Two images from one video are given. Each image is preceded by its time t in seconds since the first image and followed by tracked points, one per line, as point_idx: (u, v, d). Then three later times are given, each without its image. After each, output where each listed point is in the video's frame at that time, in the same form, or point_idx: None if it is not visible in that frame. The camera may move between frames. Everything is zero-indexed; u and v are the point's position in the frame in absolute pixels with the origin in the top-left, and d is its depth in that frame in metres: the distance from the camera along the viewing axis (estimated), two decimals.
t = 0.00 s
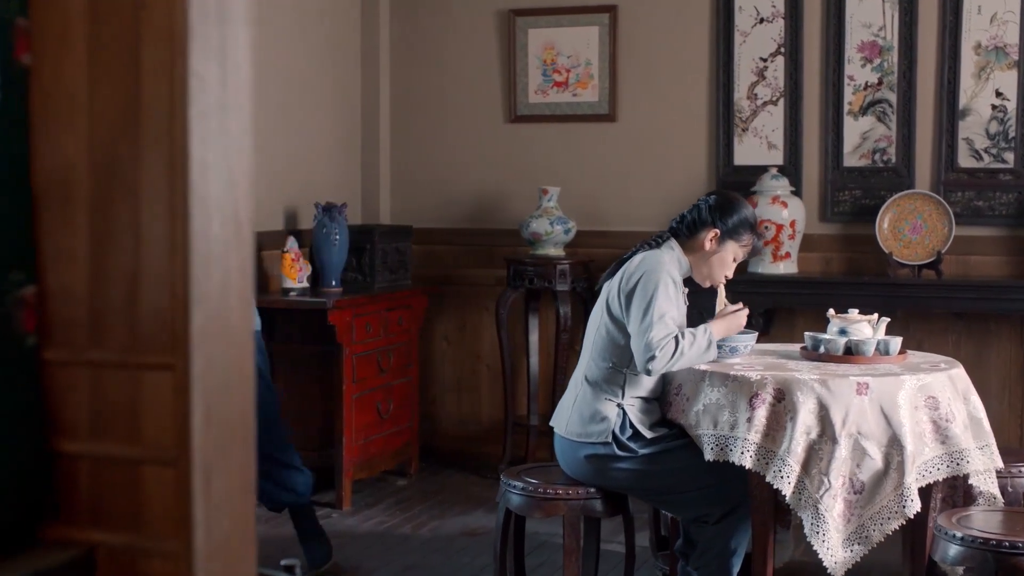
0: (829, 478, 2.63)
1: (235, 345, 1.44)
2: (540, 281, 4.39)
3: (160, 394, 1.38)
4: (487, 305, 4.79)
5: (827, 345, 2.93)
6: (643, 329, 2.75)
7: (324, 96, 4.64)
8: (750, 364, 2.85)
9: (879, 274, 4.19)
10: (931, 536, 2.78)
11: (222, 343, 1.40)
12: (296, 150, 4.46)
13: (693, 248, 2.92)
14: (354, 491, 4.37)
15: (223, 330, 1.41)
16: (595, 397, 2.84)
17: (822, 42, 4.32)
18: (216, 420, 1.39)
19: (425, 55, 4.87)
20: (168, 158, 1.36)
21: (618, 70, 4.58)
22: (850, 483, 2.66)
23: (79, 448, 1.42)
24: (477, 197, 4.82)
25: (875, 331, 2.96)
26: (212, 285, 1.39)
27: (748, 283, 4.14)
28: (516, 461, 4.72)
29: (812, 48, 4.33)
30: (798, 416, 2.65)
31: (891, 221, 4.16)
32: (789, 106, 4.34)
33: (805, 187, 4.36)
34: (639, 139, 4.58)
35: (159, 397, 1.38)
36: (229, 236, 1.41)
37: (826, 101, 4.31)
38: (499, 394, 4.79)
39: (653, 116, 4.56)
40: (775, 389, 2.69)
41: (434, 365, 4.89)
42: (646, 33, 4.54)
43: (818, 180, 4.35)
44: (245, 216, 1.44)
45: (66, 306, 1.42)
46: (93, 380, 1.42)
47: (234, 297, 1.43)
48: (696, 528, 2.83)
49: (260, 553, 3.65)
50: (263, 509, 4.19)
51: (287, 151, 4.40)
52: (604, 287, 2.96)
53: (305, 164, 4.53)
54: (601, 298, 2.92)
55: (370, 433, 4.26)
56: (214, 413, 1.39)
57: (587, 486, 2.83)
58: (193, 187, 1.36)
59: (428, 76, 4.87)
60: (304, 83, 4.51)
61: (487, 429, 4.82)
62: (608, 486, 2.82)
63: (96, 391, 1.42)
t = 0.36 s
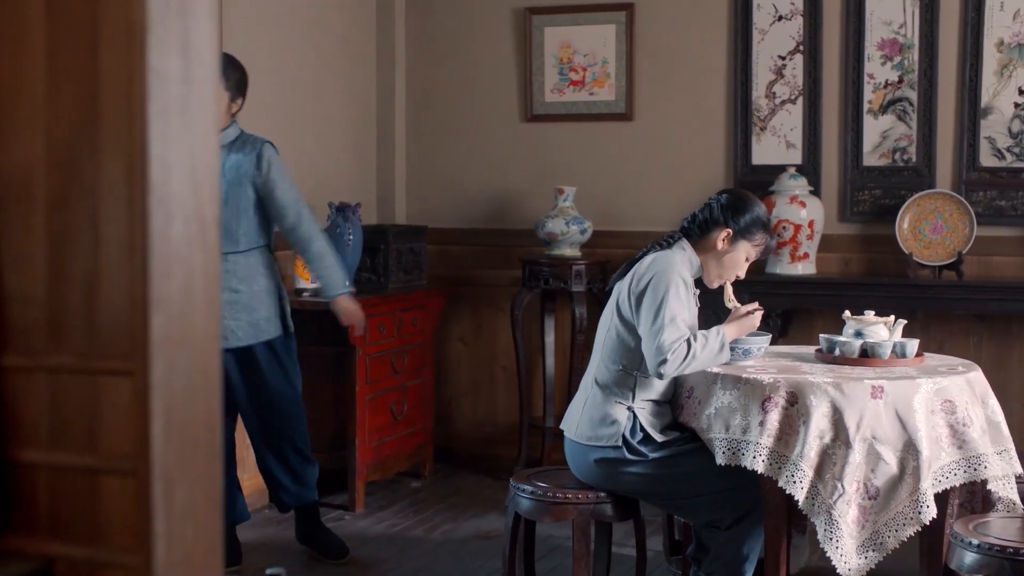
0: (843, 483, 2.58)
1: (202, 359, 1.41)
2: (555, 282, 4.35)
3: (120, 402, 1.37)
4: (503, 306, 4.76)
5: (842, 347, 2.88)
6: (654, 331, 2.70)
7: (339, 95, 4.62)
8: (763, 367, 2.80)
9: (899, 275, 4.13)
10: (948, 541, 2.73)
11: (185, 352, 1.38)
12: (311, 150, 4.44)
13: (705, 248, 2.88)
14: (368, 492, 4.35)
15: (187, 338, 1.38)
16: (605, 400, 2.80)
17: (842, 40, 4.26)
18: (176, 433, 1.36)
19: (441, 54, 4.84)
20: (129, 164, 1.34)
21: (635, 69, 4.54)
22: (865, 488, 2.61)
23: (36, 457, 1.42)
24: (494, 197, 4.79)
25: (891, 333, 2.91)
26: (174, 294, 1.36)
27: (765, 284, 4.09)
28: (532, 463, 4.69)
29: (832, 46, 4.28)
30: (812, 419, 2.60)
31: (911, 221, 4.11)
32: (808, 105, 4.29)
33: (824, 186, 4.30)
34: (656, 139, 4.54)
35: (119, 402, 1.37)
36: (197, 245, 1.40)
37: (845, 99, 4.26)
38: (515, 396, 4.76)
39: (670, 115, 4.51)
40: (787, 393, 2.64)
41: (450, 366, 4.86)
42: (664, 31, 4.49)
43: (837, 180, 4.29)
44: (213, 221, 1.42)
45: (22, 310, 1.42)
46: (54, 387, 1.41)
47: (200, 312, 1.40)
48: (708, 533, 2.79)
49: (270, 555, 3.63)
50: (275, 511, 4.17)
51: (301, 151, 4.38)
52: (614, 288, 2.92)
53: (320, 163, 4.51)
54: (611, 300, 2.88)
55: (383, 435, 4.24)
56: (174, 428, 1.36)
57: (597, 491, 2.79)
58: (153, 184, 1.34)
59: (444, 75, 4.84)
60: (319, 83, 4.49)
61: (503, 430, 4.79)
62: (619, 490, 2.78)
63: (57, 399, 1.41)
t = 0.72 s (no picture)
0: (839, 488, 2.54)
1: (149, 363, 1.29)
2: (554, 284, 4.31)
3: (58, 412, 1.27)
4: (502, 308, 4.72)
5: (839, 351, 2.84)
6: (649, 335, 2.66)
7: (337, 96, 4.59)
8: (759, 371, 2.76)
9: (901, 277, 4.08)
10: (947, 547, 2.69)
11: (127, 359, 1.25)
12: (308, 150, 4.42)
13: (701, 250, 2.84)
14: (365, 496, 4.32)
15: (128, 344, 1.26)
16: (599, 404, 2.75)
17: (843, 39, 4.22)
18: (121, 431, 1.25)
19: (441, 54, 4.80)
20: (65, 158, 1.21)
21: (635, 69, 4.50)
22: (861, 494, 2.57)
23: None
24: (493, 198, 4.75)
25: (890, 336, 2.87)
26: (114, 298, 1.24)
27: (765, 287, 4.05)
28: (531, 466, 4.65)
29: (834, 45, 4.23)
30: (807, 424, 2.56)
31: (913, 222, 4.06)
32: (810, 105, 4.25)
33: (825, 187, 4.26)
34: (656, 139, 4.49)
35: (58, 413, 1.26)
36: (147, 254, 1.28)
37: (847, 100, 4.21)
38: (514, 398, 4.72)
39: (671, 116, 4.47)
40: (783, 397, 2.60)
41: (449, 368, 4.83)
42: (664, 30, 4.45)
43: (839, 180, 4.25)
44: (160, 220, 1.29)
45: None
46: None
47: (144, 316, 1.28)
48: (703, 538, 2.75)
49: (264, 559, 3.60)
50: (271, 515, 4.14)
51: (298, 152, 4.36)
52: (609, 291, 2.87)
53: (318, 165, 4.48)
54: (605, 302, 2.83)
55: (379, 438, 4.21)
56: (115, 436, 1.24)
57: (590, 496, 2.75)
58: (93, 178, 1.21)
59: (444, 76, 4.81)
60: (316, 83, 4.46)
61: (502, 433, 4.75)
62: (612, 495, 2.74)
63: None
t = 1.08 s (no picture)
0: (824, 494, 2.50)
1: (79, 374, 0.85)
2: (543, 286, 4.27)
3: None
4: (492, 310, 4.69)
5: (826, 354, 2.80)
6: (634, 337, 2.61)
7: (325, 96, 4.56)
8: (745, 374, 2.72)
9: (892, 279, 4.05)
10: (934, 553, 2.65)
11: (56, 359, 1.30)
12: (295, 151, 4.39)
13: (687, 254, 2.78)
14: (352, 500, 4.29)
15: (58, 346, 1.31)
16: (582, 408, 2.71)
17: (834, 39, 4.18)
18: (44, 442, 0.81)
19: (431, 54, 4.77)
20: None
21: (625, 70, 4.46)
22: (847, 499, 2.54)
23: None
24: (483, 200, 4.72)
25: (878, 339, 2.83)
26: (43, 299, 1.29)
27: (755, 288, 4.02)
28: (521, 470, 4.62)
29: (825, 46, 4.20)
30: (793, 428, 2.52)
31: (904, 224, 4.03)
32: (801, 106, 4.21)
33: (816, 188, 4.23)
34: (646, 140, 4.46)
35: None
36: (101, 266, 1.01)
37: (837, 100, 4.18)
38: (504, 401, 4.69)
39: (662, 117, 4.44)
40: (768, 401, 2.57)
41: (439, 370, 4.80)
42: (654, 30, 4.42)
43: (830, 181, 4.22)
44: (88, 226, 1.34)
45: None
46: None
47: (76, 319, 0.84)
48: (688, 544, 2.72)
49: (248, 564, 3.57)
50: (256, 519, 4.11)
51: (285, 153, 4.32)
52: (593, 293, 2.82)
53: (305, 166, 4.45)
54: (590, 304, 2.78)
55: (366, 442, 4.18)
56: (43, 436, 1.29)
57: (573, 501, 2.71)
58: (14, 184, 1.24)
59: (433, 77, 4.77)
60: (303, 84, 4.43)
61: (492, 436, 4.71)
62: (596, 500, 2.71)
63: None
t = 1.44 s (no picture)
0: (803, 499, 2.47)
1: None
2: (526, 288, 4.23)
3: None
4: (476, 313, 4.66)
5: (807, 357, 2.77)
6: (612, 340, 2.57)
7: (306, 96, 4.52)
8: (723, 378, 2.69)
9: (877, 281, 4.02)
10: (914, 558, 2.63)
11: None
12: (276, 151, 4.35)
13: (667, 256, 2.71)
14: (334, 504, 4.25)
15: None
16: (561, 412, 2.67)
17: (819, 40, 4.16)
18: None
19: (413, 54, 4.74)
20: None
21: (609, 71, 4.43)
22: (826, 504, 2.51)
23: None
24: (466, 201, 4.68)
25: (859, 342, 2.80)
26: None
27: (738, 290, 4.00)
28: (504, 473, 4.58)
29: (810, 46, 4.17)
30: (771, 432, 2.49)
31: (889, 226, 4.00)
32: (785, 106, 4.19)
33: (801, 190, 4.20)
34: (630, 142, 4.43)
35: None
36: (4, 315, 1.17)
37: (822, 101, 4.15)
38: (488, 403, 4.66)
39: (646, 118, 4.41)
40: (746, 405, 2.53)
41: (422, 372, 4.77)
42: (638, 30, 4.39)
43: (815, 183, 4.19)
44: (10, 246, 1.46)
45: None
46: None
47: None
48: (667, 549, 2.69)
49: (226, 570, 3.53)
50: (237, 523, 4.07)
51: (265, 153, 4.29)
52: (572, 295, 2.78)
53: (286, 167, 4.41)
54: (568, 307, 2.74)
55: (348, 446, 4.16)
56: None
57: (552, 506, 2.68)
58: None
59: (416, 77, 4.74)
60: (285, 83, 4.39)
61: (476, 438, 4.68)
62: (574, 506, 2.67)
63: None
